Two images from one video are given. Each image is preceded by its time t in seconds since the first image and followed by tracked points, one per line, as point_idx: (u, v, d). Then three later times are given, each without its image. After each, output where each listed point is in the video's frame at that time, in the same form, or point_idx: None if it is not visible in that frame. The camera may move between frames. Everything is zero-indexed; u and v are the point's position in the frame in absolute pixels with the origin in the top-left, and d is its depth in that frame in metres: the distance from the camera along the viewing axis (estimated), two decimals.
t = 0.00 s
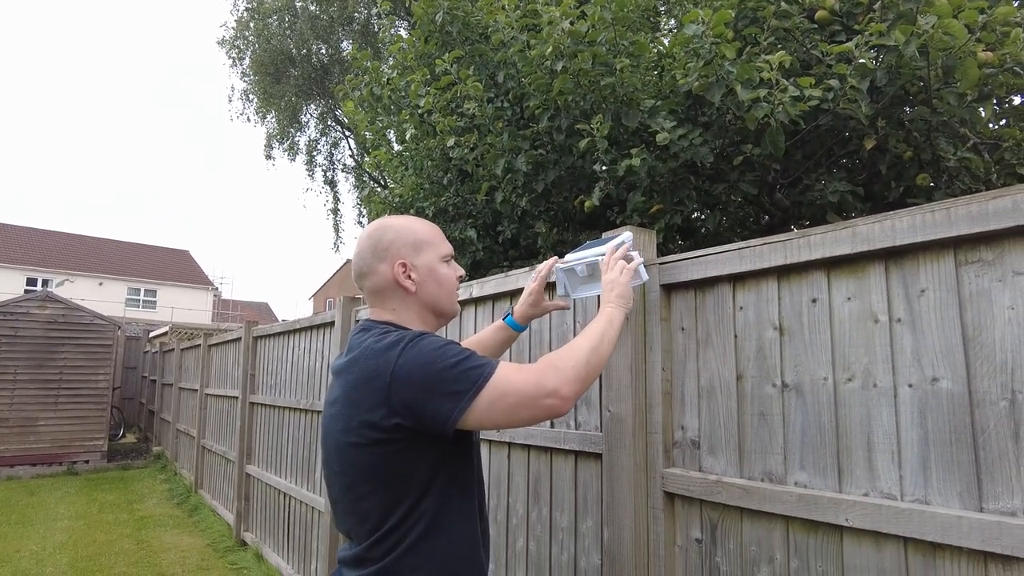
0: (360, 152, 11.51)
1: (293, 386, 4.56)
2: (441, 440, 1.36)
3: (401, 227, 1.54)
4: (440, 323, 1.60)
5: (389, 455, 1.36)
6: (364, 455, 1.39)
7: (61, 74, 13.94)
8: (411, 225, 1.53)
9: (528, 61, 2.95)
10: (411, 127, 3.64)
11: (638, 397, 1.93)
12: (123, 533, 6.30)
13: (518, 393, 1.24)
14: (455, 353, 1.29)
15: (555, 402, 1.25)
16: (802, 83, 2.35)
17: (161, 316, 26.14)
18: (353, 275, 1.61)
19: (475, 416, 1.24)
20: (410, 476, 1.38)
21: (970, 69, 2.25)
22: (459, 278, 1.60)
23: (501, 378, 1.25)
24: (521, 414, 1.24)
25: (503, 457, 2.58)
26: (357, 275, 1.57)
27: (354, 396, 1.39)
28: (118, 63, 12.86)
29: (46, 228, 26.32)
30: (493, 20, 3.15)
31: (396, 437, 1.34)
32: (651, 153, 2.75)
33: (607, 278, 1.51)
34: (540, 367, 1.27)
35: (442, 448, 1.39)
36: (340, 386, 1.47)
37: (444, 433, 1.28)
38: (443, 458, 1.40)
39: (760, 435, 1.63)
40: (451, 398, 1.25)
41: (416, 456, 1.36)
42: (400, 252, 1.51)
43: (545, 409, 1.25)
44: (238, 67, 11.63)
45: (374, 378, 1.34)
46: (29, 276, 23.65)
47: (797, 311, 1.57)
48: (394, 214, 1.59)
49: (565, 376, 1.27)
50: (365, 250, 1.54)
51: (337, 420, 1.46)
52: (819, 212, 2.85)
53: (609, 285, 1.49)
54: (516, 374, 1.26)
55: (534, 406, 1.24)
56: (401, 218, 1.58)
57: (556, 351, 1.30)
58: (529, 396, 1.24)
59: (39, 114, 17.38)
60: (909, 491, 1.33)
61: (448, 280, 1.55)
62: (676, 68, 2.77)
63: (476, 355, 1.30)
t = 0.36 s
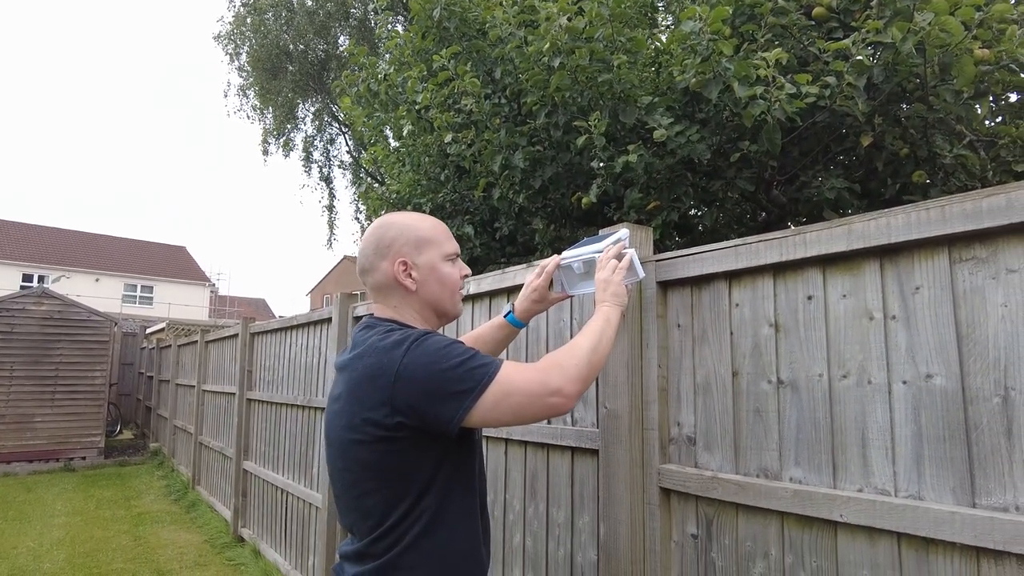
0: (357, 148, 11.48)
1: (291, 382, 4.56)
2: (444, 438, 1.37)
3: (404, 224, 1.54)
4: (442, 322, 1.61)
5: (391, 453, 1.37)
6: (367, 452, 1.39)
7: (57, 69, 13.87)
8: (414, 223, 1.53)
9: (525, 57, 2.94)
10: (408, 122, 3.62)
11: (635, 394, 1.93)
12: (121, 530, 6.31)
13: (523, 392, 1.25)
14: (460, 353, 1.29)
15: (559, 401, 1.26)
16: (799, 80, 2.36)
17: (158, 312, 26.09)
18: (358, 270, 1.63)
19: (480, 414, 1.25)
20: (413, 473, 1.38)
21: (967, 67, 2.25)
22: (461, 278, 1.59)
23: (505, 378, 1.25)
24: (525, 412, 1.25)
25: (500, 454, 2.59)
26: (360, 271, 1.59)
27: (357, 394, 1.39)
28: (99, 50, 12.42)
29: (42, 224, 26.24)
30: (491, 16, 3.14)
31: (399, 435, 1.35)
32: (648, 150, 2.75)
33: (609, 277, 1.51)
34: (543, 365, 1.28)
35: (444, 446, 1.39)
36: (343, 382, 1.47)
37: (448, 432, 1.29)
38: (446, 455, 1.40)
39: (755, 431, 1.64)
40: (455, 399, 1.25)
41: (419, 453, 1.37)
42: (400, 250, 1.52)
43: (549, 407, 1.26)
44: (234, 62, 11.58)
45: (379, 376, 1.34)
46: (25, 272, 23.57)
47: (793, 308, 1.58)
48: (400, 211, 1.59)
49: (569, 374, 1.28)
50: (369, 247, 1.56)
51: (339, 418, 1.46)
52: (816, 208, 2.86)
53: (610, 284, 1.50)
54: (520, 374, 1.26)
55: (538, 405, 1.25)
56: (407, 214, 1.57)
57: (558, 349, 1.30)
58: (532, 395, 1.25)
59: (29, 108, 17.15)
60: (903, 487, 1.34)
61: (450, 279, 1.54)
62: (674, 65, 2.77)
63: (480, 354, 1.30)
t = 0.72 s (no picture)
0: (353, 146, 11.47)
1: (288, 380, 4.57)
2: (449, 436, 1.37)
3: (406, 223, 1.54)
4: (445, 320, 1.61)
5: (397, 451, 1.37)
6: (371, 450, 1.39)
7: (54, 65, 13.82)
8: (416, 221, 1.53)
9: (522, 55, 2.94)
10: (405, 120, 3.62)
11: (632, 391, 1.93)
12: (118, 527, 6.30)
13: (530, 391, 1.25)
14: (468, 352, 1.29)
15: (566, 401, 1.27)
16: (796, 78, 2.36)
17: (154, 310, 26.04)
18: (360, 267, 1.63)
19: (488, 414, 1.25)
20: (418, 471, 1.39)
21: (963, 65, 2.26)
22: (463, 276, 1.59)
23: (513, 378, 1.26)
24: (533, 412, 1.26)
25: (497, 451, 2.60)
26: (363, 269, 1.59)
27: (364, 392, 1.39)
28: (95, 45, 12.38)
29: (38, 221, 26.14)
30: (487, 13, 3.13)
31: (406, 434, 1.35)
32: (645, 148, 2.76)
33: (618, 269, 1.53)
34: (550, 365, 1.28)
35: (450, 444, 1.40)
36: (349, 380, 1.47)
37: (456, 431, 1.29)
38: (451, 453, 1.41)
39: (750, 428, 1.65)
40: (464, 398, 1.25)
41: (425, 451, 1.37)
42: (402, 249, 1.52)
43: (556, 406, 1.26)
44: (231, 59, 11.55)
45: (387, 375, 1.34)
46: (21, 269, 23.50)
47: (788, 305, 1.58)
48: (403, 209, 1.59)
49: (576, 375, 1.28)
50: (371, 245, 1.56)
51: (343, 415, 1.46)
52: (812, 206, 2.87)
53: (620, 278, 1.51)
54: (527, 374, 1.26)
55: (546, 405, 1.26)
56: (410, 212, 1.57)
57: (564, 348, 1.31)
58: (541, 395, 1.25)
59: (25, 105, 17.09)
60: (896, 484, 1.34)
61: (452, 279, 1.54)
62: (671, 63, 2.78)
63: (487, 354, 1.30)
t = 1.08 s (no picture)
0: (350, 143, 11.45)
1: (285, 378, 4.56)
2: (456, 434, 1.38)
3: (402, 222, 1.53)
4: (444, 318, 1.62)
5: (404, 451, 1.37)
6: (376, 449, 1.39)
7: (50, 62, 13.77)
8: (410, 220, 1.53)
9: (520, 52, 2.94)
10: (402, 118, 3.61)
11: (627, 389, 1.93)
12: (115, 525, 6.30)
13: (548, 385, 1.27)
14: (482, 351, 1.29)
15: (585, 390, 1.29)
16: (792, 76, 2.37)
17: (151, 308, 25.97)
18: (357, 265, 1.63)
19: (504, 411, 1.27)
20: (420, 468, 1.39)
21: (958, 64, 2.26)
22: (461, 274, 1.59)
23: (529, 372, 1.27)
24: (552, 405, 1.28)
25: (493, 449, 2.60)
26: (360, 268, 1.60)
27: (374, 393, 1.38)
28: (91, 42, 12.33)
29: (34, 218, 26.03)
30: (484, 10, 3.12)
31: (414, 433, 1.35)
32: (642, 146, 2.76)
33: (638, 259, 1.60)
34: (568, 356, 1.30)
35: (453, 443, 1.40)
36: (355, 380, 1.46)
37: (471, 428, 1.31)
38: (454, 453, 1.42)
39: (745, 425, 1.65)
40: (480, 398, 1.26)
41: (431, 450, 1.38)
42: (397, 248, 1.52)
43: (576, 397, 1.29)
44: (227, 56, 11.51)
45: (398, 376, 1.34)
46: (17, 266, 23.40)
47: (783, 304, 1.59)
48: (398, 206, 1.59)
49: (593, 364, 1.30)
50: (367, 243, 1.56)
51: (346, 412, 1.46)
52: (809, 204, 2.88)
53: (641, 268, 1.58)
54: (545, 366, 1.28)
55: (565, 396, 1.29)
56: (403, 211, 1.56)
57: (580, 338, 1.32)
58: (559, 387, 1.28)
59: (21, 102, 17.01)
60: (890, 481, 1.35)
61: (449, 277, 1.54)
62: (667, 62, 2.78)
63: (501, 350, 1.31)
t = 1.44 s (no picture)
0: (347, 141, 11.44)
1: (282, 376, 4.56)
2: (458, 434, 1.38)
3: (400, 222, 1.53)
4: (443, 317, 1.62)
5: (405, 451, 1.37)
6: (377, 449, 1.40)
7: (45, 59, 13.72)
8: (408, 219, 1.52)
9: (516, 51, 2.94)
10: (398, 116, 3.60)
11: (624, 389, 1.93)
12: (111, 523, 6.29)
13: (552, 386, 1.28)
14: (485, 352, 1.30)
15: (588, 390, 1.31)
16: (788, 76, 2.37)
17: (147, 306, 25.91)
18: (355, 265, 1.63)
19: (507, 412, 1.27)
20: (420, 468, 1.39)
21: (953, 65, 2.27)
22: (460, 273, 1.60)
23: (531, 373, 1.28)
24: (556, 405, 1.29)
25: (490, 447, 2.60)
26: (358, 268, 1.60)
27: (376, 394, 1.38)
28: (87, 39, 12.29)
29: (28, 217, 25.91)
30: (481, 9, 3.12)
31: (415, 433, 1.35)
32: (639, 145, 2.76)
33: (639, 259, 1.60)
34: (571, 357, 1.31)
35: (453, 444, 1.40)
36: (356, 380, 1.45)
37: (473, 430, 1.31)
38: (454, 453, 1.42)
39: (740, 425, 1.66)
40: (483, 401, 1.26)
41: (432, 450, 1.38)
42: (395, 248, 1.52)
43: (579, 397, 1.30)
44: (224, 54, 11.48)
45: (400, 377, 1.34)
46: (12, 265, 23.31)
47: (779, 303, 1.59)
48: (396, 205, 1.59)
49: (596, 364, 1.31)
50: (365, 244, 1.56)
51: (346, 412, 1.46)
52: (805, 203, 2.89)
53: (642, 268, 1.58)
54: (548, 367, 1.29)
55: (569, 396, 1.30)
56: (401, 210, 1.56)
57: (581, 338, 1.33)
58: (562, 388, 1.29)
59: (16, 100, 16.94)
60: (884, 480, 1.36)
61: (448, 276, 1.54)
62: (664, 61, 2.78)
63: (503, 351, 1.31)
